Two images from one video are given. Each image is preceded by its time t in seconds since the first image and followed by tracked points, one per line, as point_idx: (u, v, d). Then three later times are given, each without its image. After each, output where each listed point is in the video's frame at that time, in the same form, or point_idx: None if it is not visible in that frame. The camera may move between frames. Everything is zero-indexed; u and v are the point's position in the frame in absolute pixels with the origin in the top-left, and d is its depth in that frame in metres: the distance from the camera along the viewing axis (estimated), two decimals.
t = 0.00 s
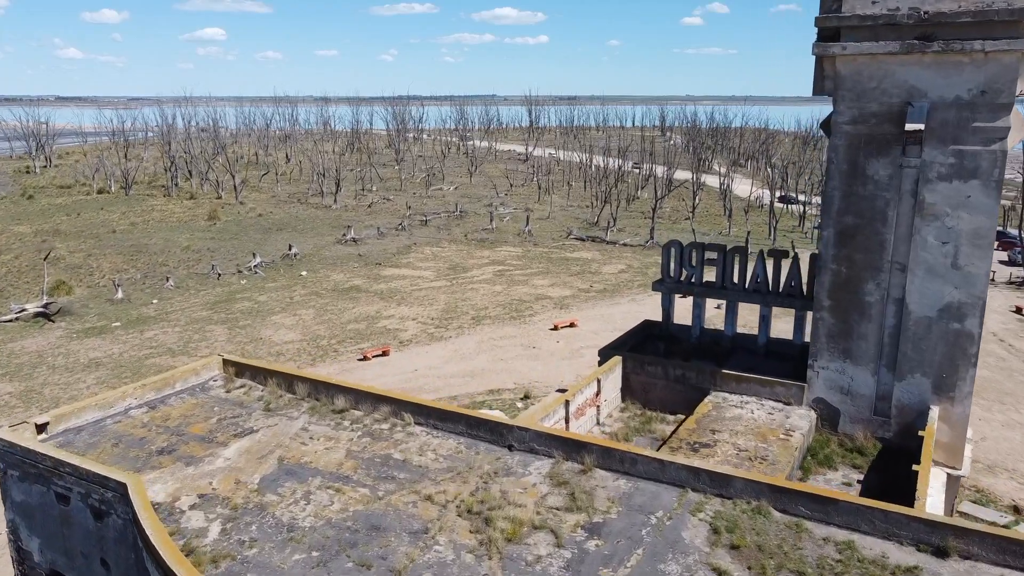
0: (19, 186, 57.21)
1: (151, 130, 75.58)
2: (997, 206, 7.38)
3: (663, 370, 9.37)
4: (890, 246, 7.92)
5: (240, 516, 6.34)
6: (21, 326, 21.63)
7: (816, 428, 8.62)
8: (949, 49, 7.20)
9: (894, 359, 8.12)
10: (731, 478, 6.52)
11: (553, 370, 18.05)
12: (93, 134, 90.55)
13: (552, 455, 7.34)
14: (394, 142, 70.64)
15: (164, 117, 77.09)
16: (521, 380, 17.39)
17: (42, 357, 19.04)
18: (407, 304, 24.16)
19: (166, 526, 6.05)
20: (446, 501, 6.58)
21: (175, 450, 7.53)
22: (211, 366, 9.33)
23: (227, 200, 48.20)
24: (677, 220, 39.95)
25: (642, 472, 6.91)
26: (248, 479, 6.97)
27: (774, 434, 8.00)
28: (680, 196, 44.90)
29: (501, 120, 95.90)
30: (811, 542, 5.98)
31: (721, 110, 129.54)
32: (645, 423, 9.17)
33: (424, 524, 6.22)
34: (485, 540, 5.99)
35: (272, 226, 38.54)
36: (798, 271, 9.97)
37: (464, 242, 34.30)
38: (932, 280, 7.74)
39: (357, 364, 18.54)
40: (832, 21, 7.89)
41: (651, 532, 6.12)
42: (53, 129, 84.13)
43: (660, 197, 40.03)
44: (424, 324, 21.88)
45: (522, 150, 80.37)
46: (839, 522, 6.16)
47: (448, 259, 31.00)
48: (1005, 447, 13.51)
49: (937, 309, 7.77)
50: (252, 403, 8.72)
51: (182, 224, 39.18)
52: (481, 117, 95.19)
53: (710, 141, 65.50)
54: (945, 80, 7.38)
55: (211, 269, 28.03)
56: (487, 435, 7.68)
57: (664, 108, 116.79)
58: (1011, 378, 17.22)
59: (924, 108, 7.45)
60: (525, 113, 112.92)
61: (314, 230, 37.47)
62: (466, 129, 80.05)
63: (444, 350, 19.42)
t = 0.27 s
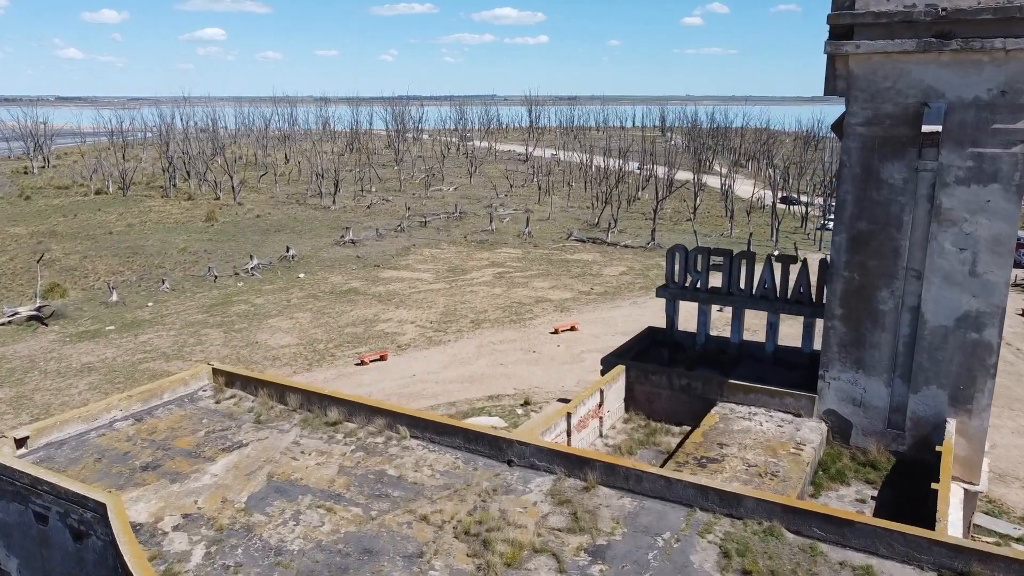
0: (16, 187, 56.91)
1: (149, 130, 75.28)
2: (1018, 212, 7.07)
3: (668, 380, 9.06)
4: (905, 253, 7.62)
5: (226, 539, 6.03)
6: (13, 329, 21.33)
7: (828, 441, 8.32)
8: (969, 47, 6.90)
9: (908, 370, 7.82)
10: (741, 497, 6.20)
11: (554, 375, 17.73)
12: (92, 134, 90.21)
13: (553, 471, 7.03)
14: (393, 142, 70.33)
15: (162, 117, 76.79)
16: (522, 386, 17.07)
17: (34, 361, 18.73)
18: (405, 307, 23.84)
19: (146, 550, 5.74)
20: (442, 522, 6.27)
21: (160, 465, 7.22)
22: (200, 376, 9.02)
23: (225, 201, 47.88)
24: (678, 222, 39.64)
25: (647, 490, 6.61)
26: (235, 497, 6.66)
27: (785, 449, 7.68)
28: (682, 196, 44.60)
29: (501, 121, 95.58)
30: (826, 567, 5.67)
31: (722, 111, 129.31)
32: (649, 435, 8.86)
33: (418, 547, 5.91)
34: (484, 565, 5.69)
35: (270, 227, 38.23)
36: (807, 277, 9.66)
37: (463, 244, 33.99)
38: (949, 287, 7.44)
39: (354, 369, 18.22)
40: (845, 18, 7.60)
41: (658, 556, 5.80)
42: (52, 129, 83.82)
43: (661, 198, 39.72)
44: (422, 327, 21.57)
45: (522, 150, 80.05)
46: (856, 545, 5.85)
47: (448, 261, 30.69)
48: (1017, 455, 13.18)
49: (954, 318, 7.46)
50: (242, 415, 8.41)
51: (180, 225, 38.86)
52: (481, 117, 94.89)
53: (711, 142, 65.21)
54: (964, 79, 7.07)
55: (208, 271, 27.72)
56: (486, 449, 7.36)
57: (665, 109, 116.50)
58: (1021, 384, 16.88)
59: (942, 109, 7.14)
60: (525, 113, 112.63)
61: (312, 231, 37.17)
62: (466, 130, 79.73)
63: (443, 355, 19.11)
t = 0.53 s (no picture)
0: (13, 188, 56.61)
1: (148, 130, 75.02)
2: None
3: (673, 391, 8.77)
4: (920, 259, 7.31)
5: (209, 563, 5.73)
6: (6, 332, 21.04)
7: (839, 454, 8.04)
8: (990, 44, 6.58)
9: (924, 381, 7.51)
10: (752, 518, 5.89)
11: (554, 379, 17.42)
12: (90, 134, 89.91)
13: (555, 488, 6.73)
14: (393, 142, 70.04)
15: (161, 117, 76.52)
16: (521, 391, 16.76)
17: (26, 366, 18.44)
18: (404, 309, 23.53)
19: None
20: (438, 544, 5.97)
21: (143, 482, 6.91)
22: (189, 386, 8.72)
23: (223, 202, 47.58)
24: (679, 222, 39.35)
25: (654, 510, 6.30)
26: (222, 517, 6.35)
27: (795, 463, 7.38)
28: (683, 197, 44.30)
29: (502, 120, 95.25)
30: None
31: (722, 111, 129.20)
32: (654, 448, 8.57)
33: (412, 573, 5.61)
34: None
35: (268, 228, 37.94)
36: (816, 282, 9.35)
37: (463, 245, 33.69)
38: (967, 295, 7.13)
39: (350, 373, 17.90)
40: (859, 14, 7.26)
41: None
42: (50, 129, 83.53)
43: (662, 198, 39.43)
44: (421, 331, 21.27)
45: (523, 150, 79.74)
46: (874, 569, 5.54)
47: (447, 263, 30.40)
48: None
49: (973, 327, 7.15)
50: (232, 428, 8.11)
51: (177, 226, 38.60)
52: (481, 117, 94.63)
53: (712, 142, 64.93)
54: (983, 78, 6.77)
55: (204, 273, 27.43)
56: (485, 465, 7.06)
57: (666, 108, 116.22)
58: None
59: (961, 109, 6.82)
60: (526, 113, 112.38)
61: (310, 232, 36.88)
62: (466, 130, 79.45)
63: (442, 359, 18.80)
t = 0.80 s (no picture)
0: (11, 188, 56.32)
1: (147, 130, 74.76)
2: None
3: (679, 402, 8.48)
4: (939, 267, 7.00)
5: None
6: None
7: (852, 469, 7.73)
8: (1013, 42, 6.29)
9: (942, 394, 7.20)
10: (765, 540, 5.58)
11: (555, 385, 17.10)
12: (89, 134, 89.67)
13: (556, 507, 6.42)
14: (392, 142, 69.74)
15: (160, 117, 76.23)
16: (521, 397, 16.45)
17: (17, 370, 18.13)
18: (402, 312, 23.23)
19: None
20: (434, 568, 5.67)
21: (125, 501, 6.59)
22: (176, 397, 8.43)
23: (221, 202, 47.30)
24: (680, 223, 39.07)
25: (661, 531, 5.99)
26: (207, 539, 6.04)
27: (808, 480, 7.07)
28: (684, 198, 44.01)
29: (502, 120, 94.97)
30: None
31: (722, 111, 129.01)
32: (660, 462, 8.26)
33: None
34: None
35: (267, 229, 37.66)
36: (827, 289, 9.05)
37: (462, 247, 33.40)
38: (987, 304, 6.83)
39: (347, 378, 17.59)
40: (875, 11, 6.99)
41: None
42: (49, 129, 83.25)
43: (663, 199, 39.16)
44: (419, 334, 20.96)
45: (523, 150, 79.45)
46: None
47: (446, 265, 30.10)
48: None
49: (994, 338, 6.84)
50: (220, 441, 7.80)
51: (174, 227, 38.33)
52: (481, 117, 94.39)
53: (712, 142, 64.66)
54: (1005, 77, 6.48)
55: (201, 275, 27.13)
56: (484, 482, 6.75)
57: (666, 109, 116.00)
58: None
59: (982, 110, 6.53)
60: (526, 113, 112.16)
61: (309, 234, 36.59)
62: (466, 130, 79.19)
63: (441, 363, 18.48)
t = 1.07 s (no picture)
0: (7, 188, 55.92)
1: (145, 130, 74.37)
2: None
3: (685, 414, 8.19)
4: (959, 275, 7.08)
5: None
6: None
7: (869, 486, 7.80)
8: None
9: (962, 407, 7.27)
10: (781, 568, 5.22)
11: (556, 390, 16.80)
12: (87, 134, 89.30)
13: (559, 529, 6.10)
14: (392, 142, 69.36)
15: (158, 117, 75.83)
16: (521, 402, 16.13)
17: (8, 376, 17.81)
18: (401, 315, 22.92)
19: None
20: None
21: (105, 521, 6.27)
22: (162, 409, 8.11)
23: (219, 203, 46.96)
24: (682, 224, 38.79)
25: (669, 556, 5.66)
26: (189, 564, 5.72)
27: (822, 498, 6.75)
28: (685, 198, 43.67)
29: (501, 120, 94.58)
30: None
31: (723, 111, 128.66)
32: (666, 477, 7.99)
33: None
34: None
35: (264, 231, 37.32)
36: (839, 296, 8.75)
37: (462, 248, 33.07)
38: (1009, 314, 6.90)
39: (344, 383, 17.28)
40: (895, 7, 7.15)
41: None
42: (46, 129, 82.84)
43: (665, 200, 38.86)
44: (418, 338, 20.64)
45: (523, 151, 79.05)
46: None
47: (445, 267, 29.75)
48: None
49: (1015, 349, 6.91)
50: (208, 456, 7.49)
51: (171, 229, 37.98)
52: (480, 118, 93.99)
53: (714, 142, 64.28)
54: None
55: (197, 277, 26.79)
56: (483, 501, 6.43)
57: (666, 109, 115.59)
58: None
59: (1005, 111, 6.63)
60: (525, 114, 111.75)
61: (307, 235, 36.25)
62: (465, 131, 78.84)
63: (441, 368, 18.15)
